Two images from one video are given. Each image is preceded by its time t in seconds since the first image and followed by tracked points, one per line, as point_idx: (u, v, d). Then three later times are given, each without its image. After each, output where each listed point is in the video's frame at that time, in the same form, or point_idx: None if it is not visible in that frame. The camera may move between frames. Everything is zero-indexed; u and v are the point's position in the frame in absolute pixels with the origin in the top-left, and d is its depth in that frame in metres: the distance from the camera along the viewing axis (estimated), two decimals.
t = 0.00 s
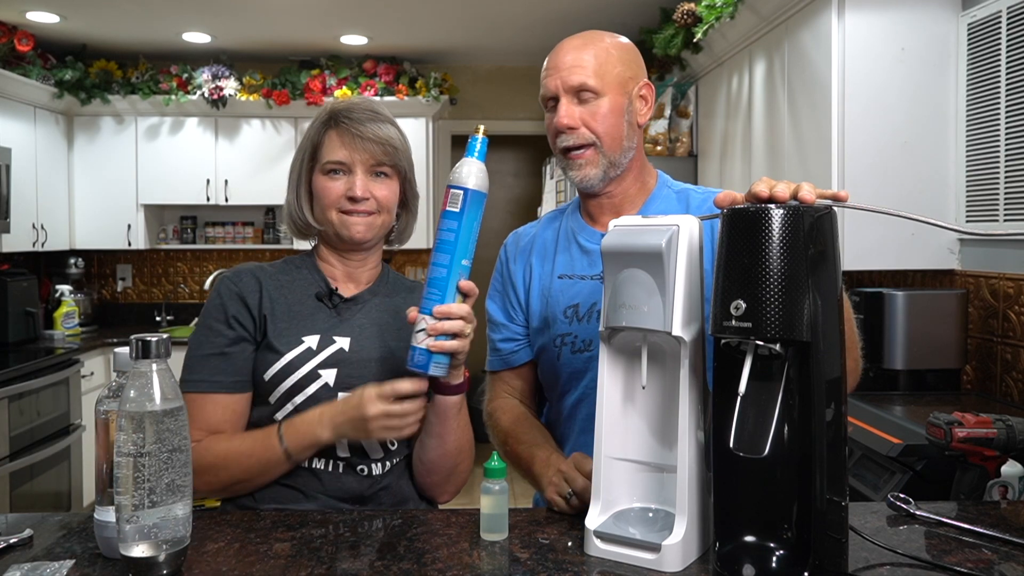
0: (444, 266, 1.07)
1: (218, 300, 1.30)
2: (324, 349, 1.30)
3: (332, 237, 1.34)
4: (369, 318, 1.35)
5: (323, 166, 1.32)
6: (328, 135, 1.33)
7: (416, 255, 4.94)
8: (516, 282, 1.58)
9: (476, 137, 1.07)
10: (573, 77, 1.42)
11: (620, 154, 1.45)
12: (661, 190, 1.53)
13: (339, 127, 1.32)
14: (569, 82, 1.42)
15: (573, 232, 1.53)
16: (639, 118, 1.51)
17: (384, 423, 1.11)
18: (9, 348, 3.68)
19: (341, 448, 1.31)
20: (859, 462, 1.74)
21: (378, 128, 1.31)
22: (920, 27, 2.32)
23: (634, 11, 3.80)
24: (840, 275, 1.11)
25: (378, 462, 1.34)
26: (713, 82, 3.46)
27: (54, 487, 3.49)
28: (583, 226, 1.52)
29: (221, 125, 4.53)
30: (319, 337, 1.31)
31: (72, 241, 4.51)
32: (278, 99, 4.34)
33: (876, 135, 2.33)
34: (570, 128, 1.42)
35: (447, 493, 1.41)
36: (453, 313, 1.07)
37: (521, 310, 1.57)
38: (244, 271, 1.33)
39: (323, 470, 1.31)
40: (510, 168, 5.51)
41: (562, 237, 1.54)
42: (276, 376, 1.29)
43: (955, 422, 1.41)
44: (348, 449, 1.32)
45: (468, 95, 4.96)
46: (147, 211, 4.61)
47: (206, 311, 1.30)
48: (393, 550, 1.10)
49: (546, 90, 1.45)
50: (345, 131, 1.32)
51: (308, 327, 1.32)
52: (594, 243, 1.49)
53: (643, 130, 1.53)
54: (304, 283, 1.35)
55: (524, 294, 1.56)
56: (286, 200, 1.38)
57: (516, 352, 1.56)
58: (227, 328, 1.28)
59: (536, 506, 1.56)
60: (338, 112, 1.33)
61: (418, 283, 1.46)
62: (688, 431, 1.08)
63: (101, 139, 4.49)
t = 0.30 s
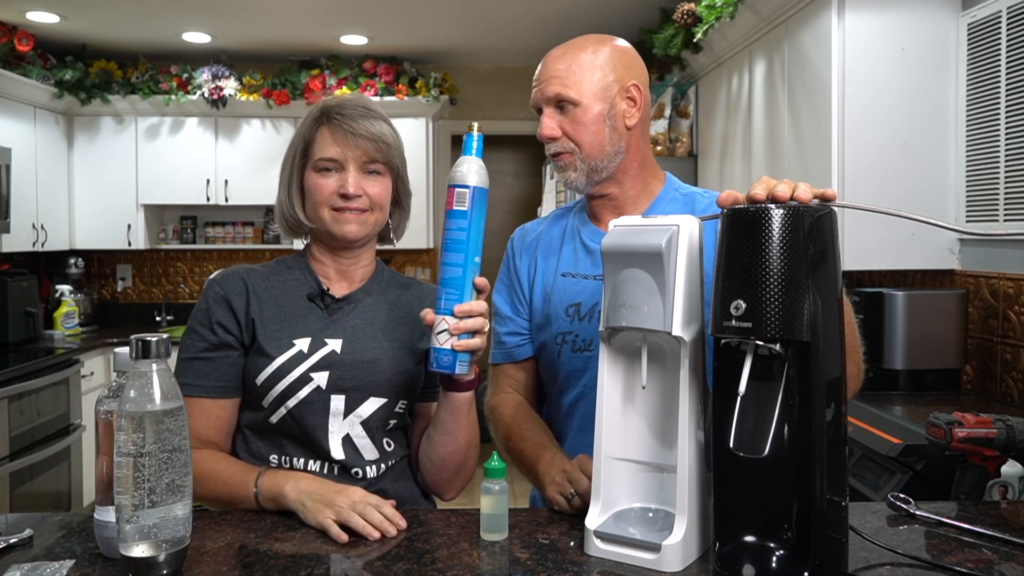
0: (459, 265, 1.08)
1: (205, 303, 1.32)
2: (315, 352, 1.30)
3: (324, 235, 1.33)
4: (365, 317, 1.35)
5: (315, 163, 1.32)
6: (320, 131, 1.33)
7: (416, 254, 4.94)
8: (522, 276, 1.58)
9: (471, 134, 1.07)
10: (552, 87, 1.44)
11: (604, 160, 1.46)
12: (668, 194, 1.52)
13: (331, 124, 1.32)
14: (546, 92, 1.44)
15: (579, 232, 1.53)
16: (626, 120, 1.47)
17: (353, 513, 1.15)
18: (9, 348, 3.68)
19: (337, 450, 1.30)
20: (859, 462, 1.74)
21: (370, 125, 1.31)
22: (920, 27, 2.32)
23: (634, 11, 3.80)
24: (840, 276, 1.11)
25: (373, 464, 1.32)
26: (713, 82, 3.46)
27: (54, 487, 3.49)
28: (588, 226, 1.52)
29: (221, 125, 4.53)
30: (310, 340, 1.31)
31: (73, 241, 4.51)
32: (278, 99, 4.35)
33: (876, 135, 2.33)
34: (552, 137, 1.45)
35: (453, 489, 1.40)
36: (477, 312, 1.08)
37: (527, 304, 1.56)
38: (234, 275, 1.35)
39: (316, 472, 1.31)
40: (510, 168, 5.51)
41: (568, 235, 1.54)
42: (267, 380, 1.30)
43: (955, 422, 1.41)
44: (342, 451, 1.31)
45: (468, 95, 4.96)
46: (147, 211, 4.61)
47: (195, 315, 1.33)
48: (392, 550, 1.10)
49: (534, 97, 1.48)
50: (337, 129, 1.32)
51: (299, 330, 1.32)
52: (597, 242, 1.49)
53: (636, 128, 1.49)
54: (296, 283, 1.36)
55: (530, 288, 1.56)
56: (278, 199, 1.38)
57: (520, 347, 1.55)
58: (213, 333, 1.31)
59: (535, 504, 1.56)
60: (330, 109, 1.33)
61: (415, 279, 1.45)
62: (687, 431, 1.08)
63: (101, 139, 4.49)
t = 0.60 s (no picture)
0: (445, 265, 1.08)
1: (197, 308, 1.32)
2: (308, 355, 1.30)
3: (329, 236, 1.33)
4: (361, 317, 1.35)
5: (318, 163, 1.30)
6: (321, 129, 1.31)
7: (416, 254, 4.94)
8: (516, 276, 1.57)
9: (482, 138, 1.08)
10: (589, 81, 1.41)
11: (628, 160, 1.46)
12: (659, 195, 1.53)
13: (334, 123, 1.31)
14: (583, 86, 1.42)
15: (573, 234, 1.53)
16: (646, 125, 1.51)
17: (352, 512, 1.15)
18: (9, 348, 3.68)
19: (332, 453, 1.30)
20: (859, 462, 1.74)
21: (372, 123, 1.31)
22: (920, 27, 2.32)
23: (634, 11, 3.80)
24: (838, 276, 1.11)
25: (369, 467, 1.32)
26: (713, 82, 3.46)
27: (54, 487, 3.49)
28: (584, 227, 1.52)
29: (221, 125, 4.53)
30: (303, 342, 1.31)
31: (73, 241, 4.51)
32: (278, 99, 4.35)
33: (876, 135, 2.33)
34: (581, 131, 1.42)
35: (451, 489, 1.41)
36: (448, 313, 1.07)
37: (522, 304, 1.56)
38: (225, 278, 1.35)
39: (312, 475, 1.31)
40: (510, 168, 5.51)
41: (563, 237, 1.54)
42: (261, 383, 1.30)
43: (955, 422, 1.41)
44: (338, 453, 1.31)
45: (468, 95, 4.96)
46: (147, 212, 4.61)
47: (189, 320, 1.33)
48: (392, 551, 1.10)
49: (560, 90, 1.44)
50: (341, 128, 1.31)
51: (292, 333, 1.32)
52: (594, 244, 1.49)
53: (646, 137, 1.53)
54: (289, 285, 1.35)
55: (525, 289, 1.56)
56: (272, 196, 1.33)
57: (518, 347, 1.55)
58: (207, 337, 1.31)
59: (532, 503, 1.56)
60: (332, 107, 1.31)
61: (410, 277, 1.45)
62: (688, 431, 1.08)
63: (101, 139, 4.49)
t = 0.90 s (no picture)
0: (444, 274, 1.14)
1: (194, 312, 1.32)
2: (306, 357, 1.30)
3: (331, 237, 1.33)
4: (358, 316, 1.35)
5: (321, 164, 1.29)
6: (320, 131, 1.30)
7: (416, 254, 4.94)
8: (508, 280, 1.56)
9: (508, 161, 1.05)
10: (608, 78, 1.41)
11: (634, 162, 1.46)
12: (653, 197, 1.53)
13: (334, 125, 1.31)
14: (603, 84, 1.41)
15: (568, 237, 1.53)
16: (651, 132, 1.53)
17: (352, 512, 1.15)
18: (9, 348, 3.68)
19: (334, 453, 1.30)
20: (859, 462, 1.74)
21: (367, 122, 1.32)
22: (920, 27, 2.32)
23: (634, 11, 3.80)
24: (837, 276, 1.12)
25: (371, 465, 1.32)
26: (713, 82, 3.46)
27: (54, 487, 3.50)
28: (578, 230, 1.52)
29: (221, 125, 4.53)
30: (301, 344, 1.31)
31: (73, 241, 4.51)
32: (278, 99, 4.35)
33: (876, 135, 2.33)
34: (596, 127, 1.41)
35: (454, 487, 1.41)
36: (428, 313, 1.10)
37: (515, 308, 1.56)
38: (220, 283, 1.35)
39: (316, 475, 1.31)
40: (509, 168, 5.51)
41: (557, 240, 1.54)
42: (260, 387, 1.30)
43: (955, 422, 1.41)
44: (340, 453, 1.31)
45: (468, 95, 4.97)
46: (147, 212, 4.61)
47: (187, 324, 1.33)
48: (393, 550, 1.10)
49: (577, 84, 1.42)
50: (342, 129, 1.31)
51: (289, 335, 1.32)
52: (591, 247, 1.50)
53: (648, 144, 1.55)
54: (284, 288, 1.35)
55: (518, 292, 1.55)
56: (271, 193, 1.31)
57: (511, 351, 1.55)
58: (203, 343, 1.31)
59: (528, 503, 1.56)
60: (333, 107, 1.31)
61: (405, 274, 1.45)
62: (688, 431, 1.09)
63: (101, 138, 4.49)
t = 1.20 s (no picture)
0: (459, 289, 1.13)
1: (196, 309, 1.31)
2: (306, 354, 1.30)
3: (325, 244, 1.32)
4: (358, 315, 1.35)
5: (312, 175, 1.28)
6: (310, 140, 1.29)
7: (416, 254, 4.94)
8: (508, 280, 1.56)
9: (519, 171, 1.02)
10: (607, 83, 1.40)
11: (633, 164, 1.46)
12: (653, 198, 1.53)
13: (322, 134, 1.29)
14: (601, 86, 1.41)
15: (568, 238, 1.53)
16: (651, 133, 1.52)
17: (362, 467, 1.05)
18: (9, 348, 3.68)
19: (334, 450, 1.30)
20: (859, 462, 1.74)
21: (354, 127, 1.30)
22: (920, 26, 2.32)
23: (634, 11, 3.80)
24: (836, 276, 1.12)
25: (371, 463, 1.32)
26: (713, 82, 3.46)
27: (54, 487, 3.49)
28: (578, 232, 1.53)
29: (221, 125, 4.53)
30: (301, 341, 1.31)
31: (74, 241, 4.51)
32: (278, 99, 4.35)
33: (876, 135, 2.33)
34: (594, 130, 1.41)
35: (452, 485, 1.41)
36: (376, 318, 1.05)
37: (516, 308, 1.55)
38: (220, 283, 1.34)
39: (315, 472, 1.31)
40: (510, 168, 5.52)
41: (558, 241, 1.54)
42: (262, 383, 1.30)
43: (955, 422, 1.41)
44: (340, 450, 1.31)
45: (468, 95, 4.97)
46: (147, 212, 4.61)
47: (190, 323, 1.32)
48: (393, 550, 1.10)
49: (576, 88, 1.42)
50: (332, 139, 1.29)
51: (290, 332, 1.32)
52: (590, 250, 1.50)
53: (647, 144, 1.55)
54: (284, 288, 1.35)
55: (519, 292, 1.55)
56: (264, 199, 1.30)
57: (513, 352, 1.54)
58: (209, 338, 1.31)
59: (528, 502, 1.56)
60: (320, 117, 1.29)
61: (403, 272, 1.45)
62: (688, 431, 1.09)
63: (101, 139, 4.49)
